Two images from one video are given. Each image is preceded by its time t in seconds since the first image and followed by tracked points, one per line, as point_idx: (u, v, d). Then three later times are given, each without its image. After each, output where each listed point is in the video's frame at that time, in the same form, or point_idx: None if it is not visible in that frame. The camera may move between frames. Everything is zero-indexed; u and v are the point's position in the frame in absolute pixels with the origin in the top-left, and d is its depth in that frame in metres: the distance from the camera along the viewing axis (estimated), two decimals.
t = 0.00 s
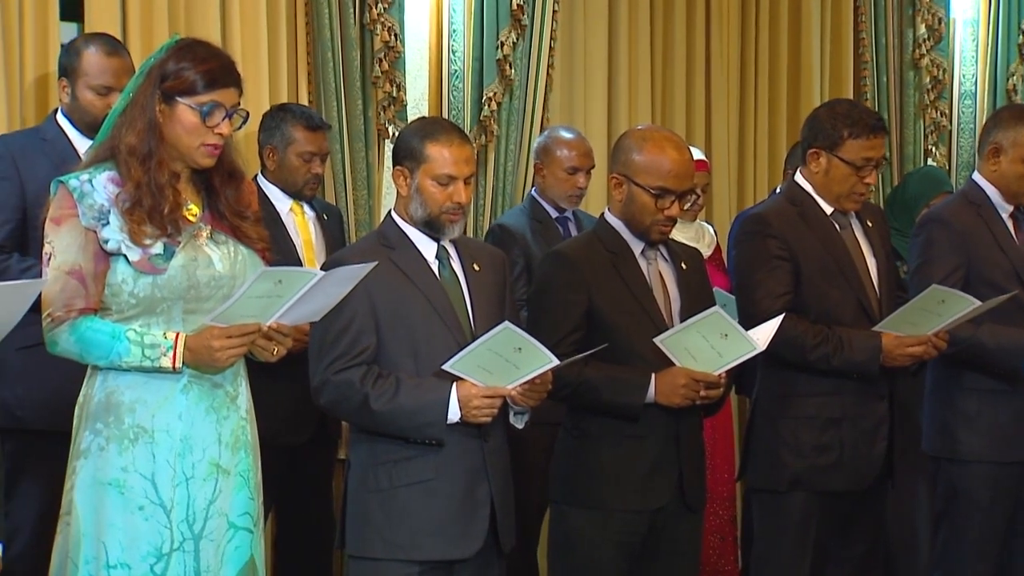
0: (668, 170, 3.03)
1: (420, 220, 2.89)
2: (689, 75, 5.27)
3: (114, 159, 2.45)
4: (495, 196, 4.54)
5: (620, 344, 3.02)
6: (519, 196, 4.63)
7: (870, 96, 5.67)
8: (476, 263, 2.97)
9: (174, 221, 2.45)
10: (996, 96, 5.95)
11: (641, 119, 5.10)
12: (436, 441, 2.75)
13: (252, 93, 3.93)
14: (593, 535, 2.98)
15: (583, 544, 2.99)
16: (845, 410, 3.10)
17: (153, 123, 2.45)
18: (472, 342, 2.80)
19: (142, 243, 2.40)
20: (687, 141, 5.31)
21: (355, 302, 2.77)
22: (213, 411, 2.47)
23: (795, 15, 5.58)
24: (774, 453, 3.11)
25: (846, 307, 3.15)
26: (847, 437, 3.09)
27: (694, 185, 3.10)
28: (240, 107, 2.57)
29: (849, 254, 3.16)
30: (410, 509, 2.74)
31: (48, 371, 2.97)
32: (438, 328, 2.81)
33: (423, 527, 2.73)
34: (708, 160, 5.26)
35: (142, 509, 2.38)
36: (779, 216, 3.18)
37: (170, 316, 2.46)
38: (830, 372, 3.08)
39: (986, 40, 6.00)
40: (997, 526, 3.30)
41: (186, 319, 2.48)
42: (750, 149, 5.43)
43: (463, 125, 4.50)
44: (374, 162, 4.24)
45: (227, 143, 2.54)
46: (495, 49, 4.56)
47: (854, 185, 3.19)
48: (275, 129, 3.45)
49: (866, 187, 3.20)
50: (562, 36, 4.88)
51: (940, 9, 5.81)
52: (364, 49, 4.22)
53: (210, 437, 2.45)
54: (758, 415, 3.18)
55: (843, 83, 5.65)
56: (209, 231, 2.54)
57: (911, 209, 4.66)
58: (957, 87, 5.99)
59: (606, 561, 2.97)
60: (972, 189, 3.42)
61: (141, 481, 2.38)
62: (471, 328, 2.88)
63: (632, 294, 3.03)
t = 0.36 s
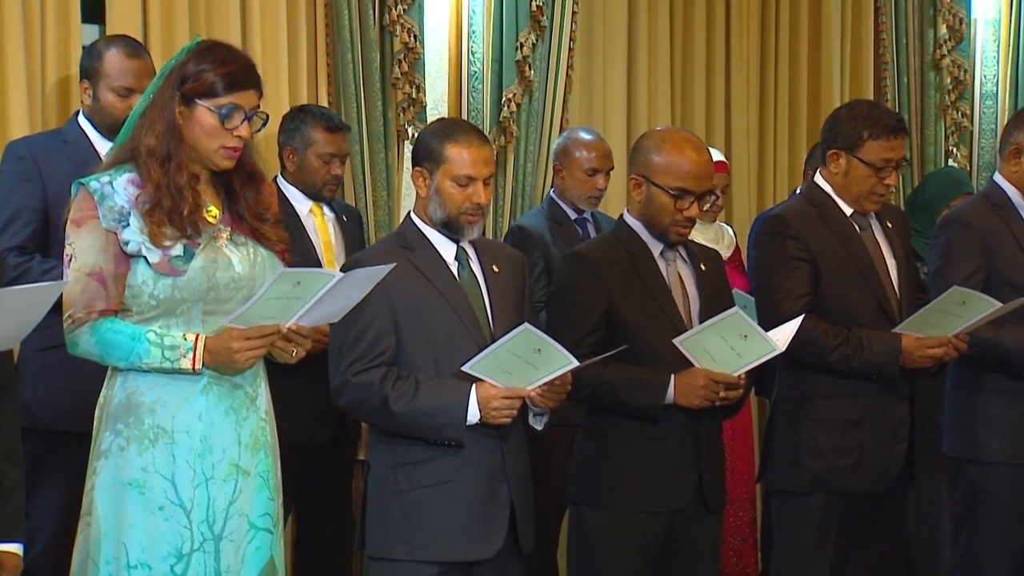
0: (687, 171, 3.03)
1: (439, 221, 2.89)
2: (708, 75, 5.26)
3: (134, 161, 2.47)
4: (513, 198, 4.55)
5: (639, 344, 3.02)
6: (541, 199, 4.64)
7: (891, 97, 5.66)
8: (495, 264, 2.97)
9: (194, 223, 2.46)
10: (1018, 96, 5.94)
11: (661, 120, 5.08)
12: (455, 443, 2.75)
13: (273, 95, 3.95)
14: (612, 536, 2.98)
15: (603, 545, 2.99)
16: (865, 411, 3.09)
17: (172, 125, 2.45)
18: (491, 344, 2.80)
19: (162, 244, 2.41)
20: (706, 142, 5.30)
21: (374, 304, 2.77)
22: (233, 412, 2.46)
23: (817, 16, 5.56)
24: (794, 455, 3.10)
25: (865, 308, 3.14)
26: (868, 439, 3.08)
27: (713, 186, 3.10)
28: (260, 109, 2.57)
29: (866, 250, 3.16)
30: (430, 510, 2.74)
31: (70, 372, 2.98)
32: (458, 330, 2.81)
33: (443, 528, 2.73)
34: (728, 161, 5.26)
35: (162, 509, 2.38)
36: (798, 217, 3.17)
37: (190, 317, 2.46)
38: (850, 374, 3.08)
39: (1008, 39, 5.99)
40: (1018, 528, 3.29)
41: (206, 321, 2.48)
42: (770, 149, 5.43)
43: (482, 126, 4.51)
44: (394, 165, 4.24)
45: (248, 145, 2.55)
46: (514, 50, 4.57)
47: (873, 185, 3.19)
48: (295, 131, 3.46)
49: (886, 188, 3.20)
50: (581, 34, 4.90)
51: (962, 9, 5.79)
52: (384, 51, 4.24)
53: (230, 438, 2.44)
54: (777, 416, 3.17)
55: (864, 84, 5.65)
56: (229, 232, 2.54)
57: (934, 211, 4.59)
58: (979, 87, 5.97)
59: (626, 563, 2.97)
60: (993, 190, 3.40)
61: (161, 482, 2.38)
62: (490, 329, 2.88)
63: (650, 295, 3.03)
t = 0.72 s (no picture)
0: (706, 173, 3.02)
1: (458, 223, 2.89)
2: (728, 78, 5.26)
3: (153, 163, 2.47)
4: (532, 201, 4.54)
5: (658, 347, 3.02)
6: (559, 200, 4.63)
7: (912, 98, 5.67)
8: (514, 267, 2.96)
9: (213, 225, 2.45)
10: None
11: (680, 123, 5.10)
12: (474, 445, 2.75)
13: (292, 98, 3.95)
14: (631, 539, 2.98)
15: (622, 548, 2.99)
16: (884, 414, 3.09)
17: (191, 128, 2.46)
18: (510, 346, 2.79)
19: (181, 247, 2.41)
20: (726, 144, 5.31)
21: (393, 306, 2.77)
22: (251, 414, 2.45)
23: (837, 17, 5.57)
24: (813, 458, 3.09)
25: (884, 310, 3.13)
26: (887, 442, 3.07)
27: (731, 188, 3.09)
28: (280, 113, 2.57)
29: (885, 253, 3.16)
30: (449, 513, 2.74)
31: (91, 374, 2.99)
32: (476, 333, 2.81)
33: (462, 531, 2.73)
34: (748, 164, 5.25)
35: (181, 511, 2.38)
36: (816, 220, 3.16)
37: (209, 320, 2.46)
38: (868, 376, 3.07)
39: None
40: None
41: (225, 324, 2.48)
42: (790, 150, 5.43)
43: (501, 128, 4.52)
44: (413, 166, 4.25)
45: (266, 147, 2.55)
46: (533, 53, 4.56)
47: (892, 187, 3.18)
48: (316, 134, 3.48)
49: (904, 189, 3.19)
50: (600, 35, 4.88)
51: (983, 10, 5.75)
52: (404, 53, 4.23)
53: (248, 440, 2.44)
54: (796, 419, 3.17)
55: (883, 86, 5.63)
56: (248, 235, 2.53)
57: (953, 212, 4.61)
58: (1000, 90, 5.95)
59: (645, 566, 2.96)
60: (1013, 192, 3.38)
61: (179, 484, 2.38)
62: (509, 332, 2.87)
63: (669, 297, 3.03)
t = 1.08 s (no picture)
0: (723, 175, 3.02)
1: (476, 224, 2.88)
2: (746, 80, 5.26)
3: (172, 165, 2.47)
4: (551, 202, 4.54)
5: (676, 349, 3.01)
6: (577, 202, 4.63)
7: (932, 99, 5.66)
8: (532, 268, 2.97)
9: (230, 226, 2.46)
10: None
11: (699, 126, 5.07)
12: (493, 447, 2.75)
13: (311, 100, 3.96)
14: (650, 540, 2.98)
15: (640, 550, 2.99)
16: (902, 415, 3.09)
17: (209, 129, 2.46)
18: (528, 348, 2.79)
19: (200, 249, 2.41)
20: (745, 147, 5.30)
21: (412, 308, 2.77)
22: (270, 416, 2.46)
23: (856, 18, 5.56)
24: (831, 459, 3.09)
25: (902, 312, 3.13)
26: (905, 443, 3.08)
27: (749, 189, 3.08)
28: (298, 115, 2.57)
29: (903, 258, 3.15)
30: (468, 514, 2.74)
31: (110, 375, 3.00)
32: (495, 334, 2.81)
33: (481, 532, 2.73)
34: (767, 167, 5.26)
35: (200, 512, 2.38)
36: (833, 221, 3.16)
37: (227, 322, 2.46)
38: (885, 378, 3.07)
39: None
40: None
41: (243, 325, 2.48)
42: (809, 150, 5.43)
43: (520, 130, 4.50)
44: (432, 167, 4.25)
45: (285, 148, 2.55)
46: (553, 54, 4.57)
47: (909, 188, 3.18)
48: (335, 136, 3.49)
49: (921, 191, 3.19)
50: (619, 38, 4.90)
51: (1003, 11, 5.80)
52: (423, 56, 4.26)
53: (267, 441, 2.44)
54: (814, 420, 3.17)
55: (904, 88, 5.65)
56: (266, 237, 2.54)
57: (973, 214, 4.61)
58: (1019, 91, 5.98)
59: (664, 568, 2.96)
60: None
61: (198, 485, 2.38)
62: (527, 333, 2.87)
63: (686, 298, 3.03)
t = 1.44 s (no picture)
0: (744, 175, 3.02)
1: (497, 225, 2.88)
2: (767, 81, 5.26)
3: (193, 166, 2.47)
4: (573, 202, 4.54)
5: (697, 349, 3.01)
6: (598, 202, 4.63)
7: (955, 99, 5.67)
8: (554, 268, 2.97)
9: (252, 227, 2.44)
10: None
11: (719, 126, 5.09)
12: (514, 447, 2.74)
13: (333, 101, 3.99)
14: (671, 541, 2.98)
15: (662, 550, 2.99)
16: (922, 416, 3.09)
17: (231, 129, 2.46)
18: (549, 348, 2.79)
19: (221, 250, 2.39)
20: (767, 148, 5.32)
21: (433, 308, 2.77)
22: (290, 416, 2.45)
23: (879, 17, 5.57)
24: (851, 460, 3.09)
25: (922, 312, 3.12)
26: (926, 443, 3.08)
27: (769, 190, 3.08)
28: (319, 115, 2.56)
29: (922, 258, 3.15)
30: (489, 514, 2.74)
31: (133, 375, 3.00)
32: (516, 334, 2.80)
33: (502, 532, 2.72)
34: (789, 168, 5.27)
35: (222, 512, 2.37)
36: (853, 221, 3.16)
37: (247, 322, 2.45)
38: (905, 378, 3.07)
39: None
40: None
41: (263, 326, 2.47)
42: (832, 150, 5.44)
43: (542, 131, 4.53)
44: (454, 167, 4.27)
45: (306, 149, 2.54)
46: (574, 55, 4.56)
47: (929, 188, 3.18)
48: (357, 136, 3.51)
49: (940, 191, 3.18)
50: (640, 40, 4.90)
51: None
52: (444, 55, 4.25)
53: (287, 442, 2.43)
54: (834, 421, 3.17)
55: (927, 88, 5.65)
56: (287, 238, 2.53)
57: (995, 214, 4.63)
58: None
59: (685, 568, 2.97)
60: None
61: (220, 485, 2.37)
62: (549, 333, 2.86)
63: (707, 299, 3.02)
